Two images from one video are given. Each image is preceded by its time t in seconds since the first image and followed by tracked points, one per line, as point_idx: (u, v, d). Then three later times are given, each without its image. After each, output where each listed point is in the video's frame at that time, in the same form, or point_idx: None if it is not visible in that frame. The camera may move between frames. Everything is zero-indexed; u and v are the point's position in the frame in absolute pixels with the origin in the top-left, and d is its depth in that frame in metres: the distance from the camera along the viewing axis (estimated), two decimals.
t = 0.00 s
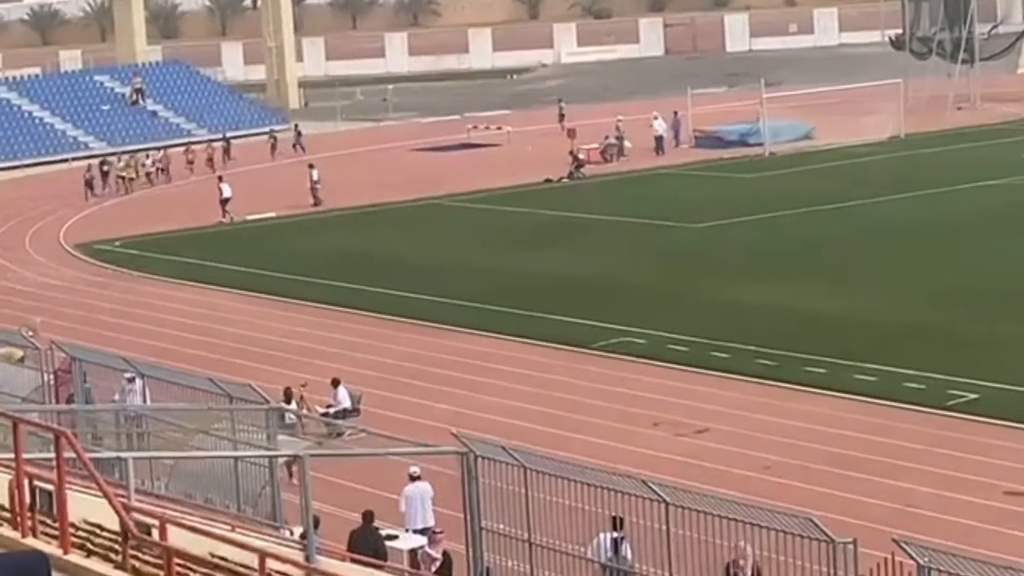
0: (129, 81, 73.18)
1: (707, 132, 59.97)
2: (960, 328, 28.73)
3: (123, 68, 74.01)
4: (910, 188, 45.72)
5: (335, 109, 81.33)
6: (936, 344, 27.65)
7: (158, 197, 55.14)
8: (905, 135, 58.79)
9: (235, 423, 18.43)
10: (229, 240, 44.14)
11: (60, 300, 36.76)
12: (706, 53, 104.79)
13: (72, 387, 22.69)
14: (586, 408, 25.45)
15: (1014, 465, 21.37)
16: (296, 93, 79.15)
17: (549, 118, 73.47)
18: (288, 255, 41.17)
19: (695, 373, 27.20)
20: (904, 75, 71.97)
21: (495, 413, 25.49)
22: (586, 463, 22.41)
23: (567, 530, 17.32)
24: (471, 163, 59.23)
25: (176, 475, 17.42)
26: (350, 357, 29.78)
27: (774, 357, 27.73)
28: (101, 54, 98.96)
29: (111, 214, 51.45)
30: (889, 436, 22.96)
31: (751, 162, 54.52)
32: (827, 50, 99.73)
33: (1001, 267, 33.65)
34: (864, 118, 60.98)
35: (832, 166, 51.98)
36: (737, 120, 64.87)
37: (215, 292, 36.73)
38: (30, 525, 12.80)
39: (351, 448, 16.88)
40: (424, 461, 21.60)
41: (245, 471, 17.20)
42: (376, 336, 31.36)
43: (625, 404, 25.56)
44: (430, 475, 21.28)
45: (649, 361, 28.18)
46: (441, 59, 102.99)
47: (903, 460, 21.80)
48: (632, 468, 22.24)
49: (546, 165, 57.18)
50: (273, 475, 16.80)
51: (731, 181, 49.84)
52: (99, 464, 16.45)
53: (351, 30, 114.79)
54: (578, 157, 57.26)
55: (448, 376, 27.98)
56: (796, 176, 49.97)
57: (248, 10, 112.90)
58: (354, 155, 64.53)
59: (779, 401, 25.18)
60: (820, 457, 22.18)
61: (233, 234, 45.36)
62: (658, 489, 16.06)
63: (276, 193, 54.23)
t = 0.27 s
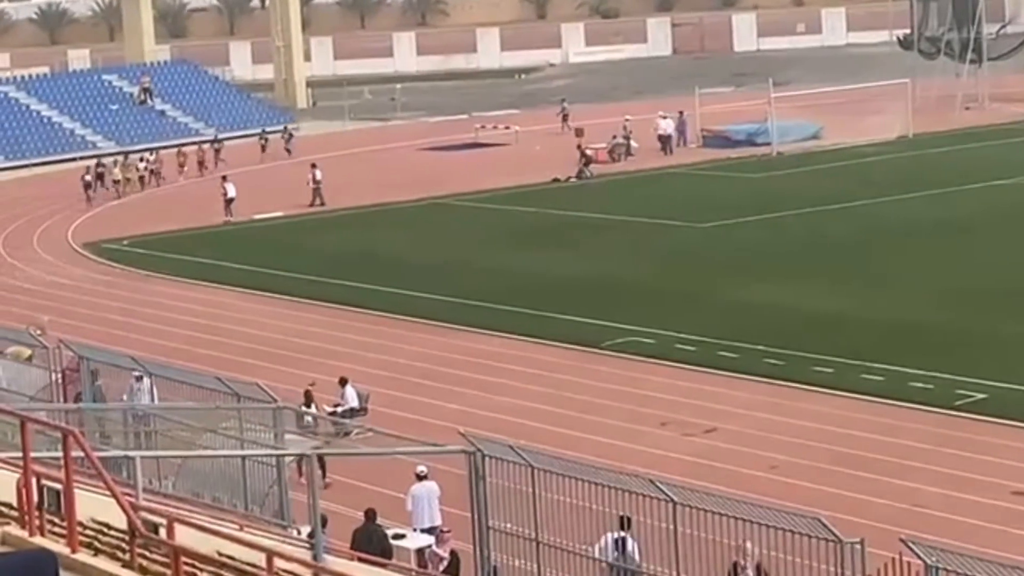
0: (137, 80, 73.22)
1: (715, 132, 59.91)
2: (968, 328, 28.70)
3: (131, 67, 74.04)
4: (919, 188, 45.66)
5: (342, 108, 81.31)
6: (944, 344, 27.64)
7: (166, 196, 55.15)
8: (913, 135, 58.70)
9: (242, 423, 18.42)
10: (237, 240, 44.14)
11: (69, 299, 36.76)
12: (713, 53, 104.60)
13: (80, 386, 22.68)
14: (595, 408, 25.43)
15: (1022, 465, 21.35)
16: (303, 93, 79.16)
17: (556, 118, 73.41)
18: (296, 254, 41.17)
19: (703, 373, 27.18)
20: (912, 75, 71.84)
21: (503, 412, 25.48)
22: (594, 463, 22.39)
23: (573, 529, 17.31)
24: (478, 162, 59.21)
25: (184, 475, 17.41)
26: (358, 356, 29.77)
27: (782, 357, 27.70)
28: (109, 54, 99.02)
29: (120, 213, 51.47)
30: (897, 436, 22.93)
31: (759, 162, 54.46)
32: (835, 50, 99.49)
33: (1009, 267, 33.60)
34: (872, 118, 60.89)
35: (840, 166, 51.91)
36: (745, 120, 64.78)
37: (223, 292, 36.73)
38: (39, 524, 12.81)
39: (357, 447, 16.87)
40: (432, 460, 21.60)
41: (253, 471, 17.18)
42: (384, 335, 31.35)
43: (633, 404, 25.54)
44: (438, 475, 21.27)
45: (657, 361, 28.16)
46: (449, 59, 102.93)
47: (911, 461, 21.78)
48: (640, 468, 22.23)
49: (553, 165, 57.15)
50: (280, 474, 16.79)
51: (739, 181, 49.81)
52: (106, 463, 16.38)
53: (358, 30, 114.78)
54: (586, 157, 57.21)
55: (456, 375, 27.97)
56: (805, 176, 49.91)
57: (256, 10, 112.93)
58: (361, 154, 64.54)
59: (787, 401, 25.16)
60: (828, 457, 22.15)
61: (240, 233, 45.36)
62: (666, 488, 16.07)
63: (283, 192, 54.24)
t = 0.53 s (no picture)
0: (144, 81, 73.30)
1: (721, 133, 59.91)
2: (974, 328, 28.72)
3: (138, 68, 74.12)
4: (926, 189, 45.65)
5: (349, 109, 81.36)
6: (949, 345, 27.66)
7: (171, 198, 55.20)
8: (920, 137, 58.66)
9: (248, 423, 18.44)
10: (243, 241, 44.18)
11: (75, 300, 36.83)
12: (720, 54, 104.53)
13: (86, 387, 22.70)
14: (599, 409, 25.45)
15: None
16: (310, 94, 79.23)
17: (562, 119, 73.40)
18: (302, 255, 41.21)
19: (707, 373, 27.20)
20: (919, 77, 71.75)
21: (508, 413, 25.50)
22: (598, 463, 22.40)
23: (578, 530, 17.33)
24: (484, 164, 59.23)
25: (190, 475, 17.44)
26: (363, 357, 29.80)
27: (786, 358, 27.72)
28: (116, 55, 99.16)
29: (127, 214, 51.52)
30: (901, 437, 22.93)
31: (766, 163, 54.45)
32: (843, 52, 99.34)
33: (1016, 268, 33.63)
34: (878, 119, 60.85)
35: (846, 167, 51.89)
36: (751, 121, 64.79)
37: (229, 293, 36.77)
38: (45, 525, 12.83)
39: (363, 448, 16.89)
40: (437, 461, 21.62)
41: (258, 471, 17.20)
42: (389, 336, 31.36)
43: (638, 404, 25.56)
44: (443, 476, 21.28)
45: (661, 362, 28.17)
46: (455, 60, 102.99)
47: (915, 462, 21.79)
48: (645, 468, 22.24)
49: (559, 166, 57.17)
50: (286, 475, 16.82)
51: (744, 182, 49.84)
52: (111, 463, 16.43)
53: (365, 31, 114.88)
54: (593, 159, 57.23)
55: (460, 376, 27.98)
56: (812, 177, 49.91)
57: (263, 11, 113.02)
58: (366, 156, 64.57)
59: (791, 402, 25.17)
60: (831, 458, 22.17)
61: (246, 234, 45.39)
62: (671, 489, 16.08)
63: (289, 193, 54.29)
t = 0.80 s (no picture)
0: (148, 83, 73.31)
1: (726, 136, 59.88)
2: (979, 331, 28.71)
3: (142, 70, 74.11)
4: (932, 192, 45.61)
5: (354, 111, 81.32)
6: (955, 348, 27.65)
7: (176, 200, 55.18)
8: (925, 140, 58.60)
9: (254, 425, 18.42)
10: (247, 243, 44.17)
11: (79, 302, 36.83)
12: (725, 56, 104.41)
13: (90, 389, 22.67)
14: (605, 412, 25.43)
15: None
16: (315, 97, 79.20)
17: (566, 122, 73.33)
18: (306, 257, 41.21)
19: (712, 376, 27.17)
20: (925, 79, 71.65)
21: (513, 416, 25.47)
22: (603, 467, 22.38)
23: (583, 533, 17.30)
24: (488, 166, 59.19)
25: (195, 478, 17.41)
26: (368, 359, 29.78)
27: (790, 361, 27.70)
28: (120, 57, 99.11)
29: (131, 216, 51.52)
30: (906, 441, 22.90)
31: (772, 166, 54.40)
32: (849, 54, 99.22)
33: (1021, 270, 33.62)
34: (884, 122, 60.80)
35: (852, 170, 51.84)
36: (756, 124, 64.72)
37: (234, 295, 36.77)
38: (49, 527, 12.81)
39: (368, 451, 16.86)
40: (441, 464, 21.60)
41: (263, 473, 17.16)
42: (394, 339, 31.34)
43: (643, 408, 25.53)
44: (449, 479, 21.25)
45: (666, 365, 28.15)
46: (460, 62, 102.95)
47: (920, 465, 21.76)
48: (650, 472, 22.22)
49: (564, 168, 57.14)
50: (291, 477, 16.80)
51: (749, 184, 49.82)
52: (117, 465, 16.42)
53: (369, 33, 114.79)
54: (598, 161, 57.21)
55: (465, 379, 27.96)
56: (818, 180, 49.88)
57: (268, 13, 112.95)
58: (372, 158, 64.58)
59: (796, 405, 25.14)
60: (837, 462, 22.13)
61: (251, 236, 45.37)
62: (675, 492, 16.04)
63: (293, 196, 54.26)
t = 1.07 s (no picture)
0: (151, 86, 73.37)
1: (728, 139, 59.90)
2: (983, 334, 28.71)
3: (145, 73, 74.18)
4: (936, 195, 45.61)
5: (356, 114, 81.33)
6: (958, 351, 27.66)
7: (178, 203, 55.18)
8: (928, 143, 58.59)
9: (255, 429, 18.42)
10: (249, 246, 44.17)
11: (81, 305, 36.82)
12: (728, 59, 104.43)
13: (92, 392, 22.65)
14: (607, 415, 25.43)
15: None
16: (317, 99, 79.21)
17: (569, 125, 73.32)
18: (309, 260, 41.22)
19: (715, 379, 27.17)
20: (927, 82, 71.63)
21: (516, 419, 25.48)
22: (607, 470, 22.38)
23: (585, 535, 17.29)
24: (491, 169, 59.20)
25: (196, 480, 17.41)
26: (371, 362, 29.78)
27: (793, 364, 27.70)
28: (123, 61, 99.12)
29: (133, 220, 51.50)
30: (909, 444, 22.90)
31: (775, 169, 54.41)
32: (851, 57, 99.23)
33: None
34: (887, 125, 60.80)
35: (855, 173, 51.85)
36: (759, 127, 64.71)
37: (236, 298, 36.77)
38: (52, 529, 12.82)
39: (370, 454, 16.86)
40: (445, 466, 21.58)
41: (264, 476, 17.14)
42: (397, 342, 31.36)
43: (646, 411, 25.54)
44: (451, 482, 21.25)
45: (668, 368, 28.15)
46: (462, 66, 102.98)
47: (923, 469, 21.76)
48: (653, 475, 22.22)
49: (566, 171, 57.15)
50: (293, 480, 16.79)
51: (752, 187, 49.82)
52: (120, 469, 16.41)
53: (372, 36, 114.80)
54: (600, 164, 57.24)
55: (468, 381, 27.97)
56: (821, 183, 49.90)
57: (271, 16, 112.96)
58: (375, 161, 64.62)
59: (798, 408, 25.15)
60: (839, 465, 22.13)
61: (253, 239, 45.36)
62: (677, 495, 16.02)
63: (296, 198, 54.27)
